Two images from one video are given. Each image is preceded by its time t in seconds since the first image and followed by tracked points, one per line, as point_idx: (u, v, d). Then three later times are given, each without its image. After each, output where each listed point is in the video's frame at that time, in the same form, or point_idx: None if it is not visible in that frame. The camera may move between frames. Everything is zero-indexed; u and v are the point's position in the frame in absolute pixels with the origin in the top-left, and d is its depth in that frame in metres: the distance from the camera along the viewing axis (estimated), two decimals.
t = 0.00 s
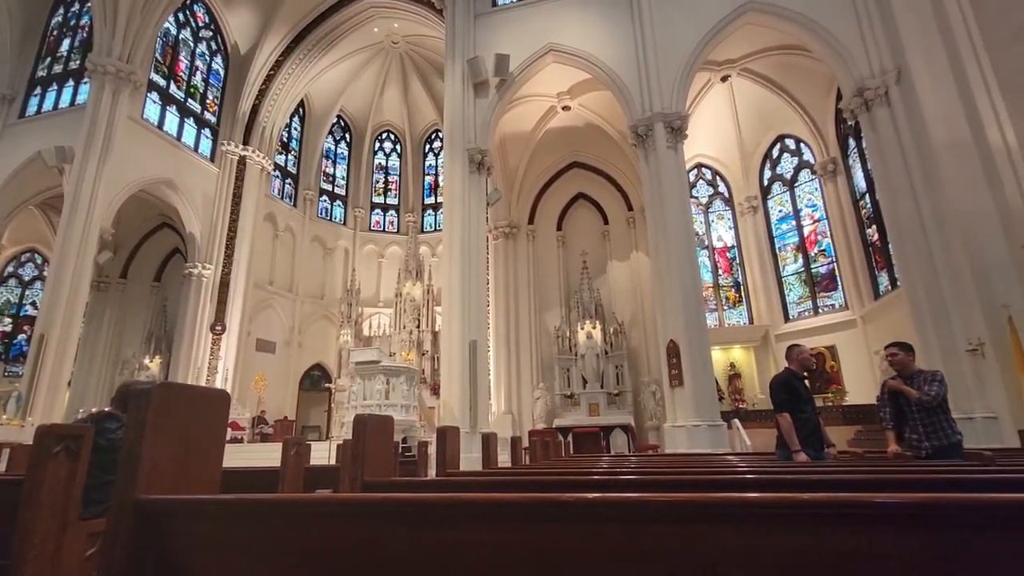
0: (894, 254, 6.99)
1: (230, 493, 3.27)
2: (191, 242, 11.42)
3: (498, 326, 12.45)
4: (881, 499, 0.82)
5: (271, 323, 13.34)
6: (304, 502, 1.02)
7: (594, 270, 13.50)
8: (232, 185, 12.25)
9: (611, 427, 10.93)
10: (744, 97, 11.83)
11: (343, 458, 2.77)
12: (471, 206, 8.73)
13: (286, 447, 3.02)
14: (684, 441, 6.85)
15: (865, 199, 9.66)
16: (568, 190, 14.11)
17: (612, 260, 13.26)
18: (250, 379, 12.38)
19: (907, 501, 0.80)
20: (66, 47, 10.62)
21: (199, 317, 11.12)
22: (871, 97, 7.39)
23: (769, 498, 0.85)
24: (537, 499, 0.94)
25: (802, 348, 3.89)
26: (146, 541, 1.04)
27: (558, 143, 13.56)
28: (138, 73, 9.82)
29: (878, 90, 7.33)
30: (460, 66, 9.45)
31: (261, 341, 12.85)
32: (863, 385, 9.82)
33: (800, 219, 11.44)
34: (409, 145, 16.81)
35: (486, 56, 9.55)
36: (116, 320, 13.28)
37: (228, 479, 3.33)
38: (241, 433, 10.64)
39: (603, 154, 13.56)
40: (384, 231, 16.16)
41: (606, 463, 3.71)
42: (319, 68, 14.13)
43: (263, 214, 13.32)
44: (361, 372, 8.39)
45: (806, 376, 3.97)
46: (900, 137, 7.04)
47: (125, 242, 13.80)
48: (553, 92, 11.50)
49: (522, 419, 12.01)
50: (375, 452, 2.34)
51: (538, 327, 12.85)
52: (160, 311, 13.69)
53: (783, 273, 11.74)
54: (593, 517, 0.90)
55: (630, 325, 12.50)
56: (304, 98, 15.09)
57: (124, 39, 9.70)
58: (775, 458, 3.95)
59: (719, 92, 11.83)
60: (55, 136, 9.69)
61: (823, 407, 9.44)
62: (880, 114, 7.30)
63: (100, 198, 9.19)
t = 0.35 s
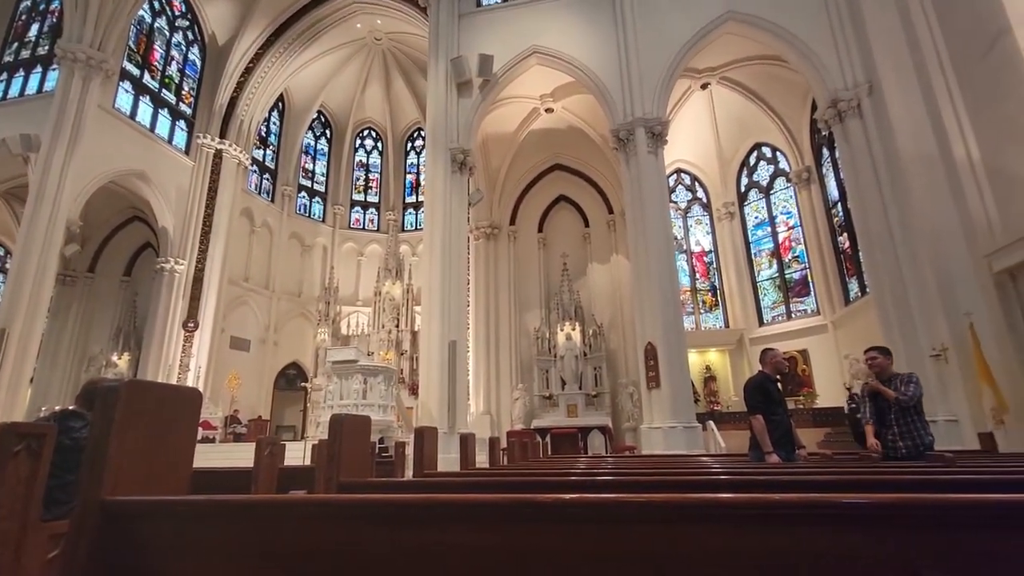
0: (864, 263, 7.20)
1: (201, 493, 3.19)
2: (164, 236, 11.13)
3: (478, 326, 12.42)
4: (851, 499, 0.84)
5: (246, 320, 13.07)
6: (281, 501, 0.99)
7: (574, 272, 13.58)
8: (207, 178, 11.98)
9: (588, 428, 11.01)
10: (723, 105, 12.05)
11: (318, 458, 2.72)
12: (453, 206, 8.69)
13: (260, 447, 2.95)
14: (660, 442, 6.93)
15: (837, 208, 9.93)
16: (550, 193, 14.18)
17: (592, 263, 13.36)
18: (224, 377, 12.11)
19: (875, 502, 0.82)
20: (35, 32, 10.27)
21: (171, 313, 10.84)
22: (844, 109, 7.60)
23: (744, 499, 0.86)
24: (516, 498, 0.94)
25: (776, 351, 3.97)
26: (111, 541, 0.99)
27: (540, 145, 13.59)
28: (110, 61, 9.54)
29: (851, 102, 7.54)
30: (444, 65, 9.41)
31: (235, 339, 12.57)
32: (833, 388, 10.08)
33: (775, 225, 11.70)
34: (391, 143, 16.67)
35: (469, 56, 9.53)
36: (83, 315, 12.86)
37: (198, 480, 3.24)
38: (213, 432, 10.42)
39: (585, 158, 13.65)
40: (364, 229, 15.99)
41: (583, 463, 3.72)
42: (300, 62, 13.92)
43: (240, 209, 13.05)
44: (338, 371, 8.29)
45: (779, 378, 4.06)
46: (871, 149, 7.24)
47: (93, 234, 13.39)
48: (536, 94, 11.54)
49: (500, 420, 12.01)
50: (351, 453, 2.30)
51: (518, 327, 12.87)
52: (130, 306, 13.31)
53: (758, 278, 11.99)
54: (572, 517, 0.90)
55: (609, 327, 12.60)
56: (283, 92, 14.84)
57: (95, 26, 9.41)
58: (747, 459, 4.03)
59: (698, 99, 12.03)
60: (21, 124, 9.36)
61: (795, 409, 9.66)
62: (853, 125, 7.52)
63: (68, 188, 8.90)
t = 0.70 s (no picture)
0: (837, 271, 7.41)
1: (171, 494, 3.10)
2: (137, 230, 10.84)
3: (460, 327, 12.38)
4: (822, 500, 0.85)
5: (221, 317, 12.79)
6: (254, 502, 0.96)
7: (556, 274, 13.63)
8: (184, 172, 11.73)
9: (568, 429, 11.05)
10: (704, 112, 12.23)
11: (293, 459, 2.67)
12: (435, 206, 8.65)
13: (232, 448, 2.87)
14: (638, 443, 7.00)
15: (812, 216, 10.15)
16: (533, 195, 14.23)
17: (574, 265, 13.43)
18: (198, 376, 11.83)
19: (846, 503, 0.84)
20: (4, 16, 9.92)
21: (143, 309, 10.55)
22: (820, 119, 7.79)
23: (720, 500, 0.87)
24: (494, 499, 0.93)
25: (752, 355, 4.04)
26: (77, 544, 0.93)
27: (524, 148, 13.61)
28: (83, 49, 9.26)
29: (827, 113, 7.74)
30: (428, 64, 9.37)
31: (210, 336, 12.30)
32: (806, 392, 10.31)
33: (752, 232, 11.92)
34: (374, 141, 16.53)
35: (454, 56, 9.51)
36: (49, 310, 12.43)
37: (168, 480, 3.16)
38: (186, 432, 10.16)
39: (569, 161, 13.72)
40: (345, 227, 15.82)
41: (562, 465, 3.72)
42: (281, 56, 13.71)
43: (217, 204, 12.77)
44: (316, 370, 8.17)
45: (754, 382, 4.12)
46: (846, 159, 7.44)
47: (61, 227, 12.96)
48: (521, 96, 11.57)
49: (480, 421, 11.97)
50: (328, 453, 2.25)
51: (499, 329, 12.86)
52: (99, 301, 12.93)
53: (736, 283, 12.20)
54: (551, 518, 0.90)
55: (590, 330, 12.67)
56: (264, 86, 14.59)
57: (68, 12, 9.12)
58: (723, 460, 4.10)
59: (680, 106, 12.20)
60: None
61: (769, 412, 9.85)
62: (828, 136, 7.72)
63: (36, 179, 8.60)
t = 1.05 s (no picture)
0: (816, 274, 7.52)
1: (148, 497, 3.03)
2: (115, 227, 10.60)
3: (445, 328, 12.33)
4: (793, 502, 0.86)
5: (201, 317, 12.55)
6: (229, 506, 0.93)
7: (542, 276, 13.67)
8: (164, 168, 11.53)
9: (552, 431, 11.06)
10: (688, 118, 12.38)
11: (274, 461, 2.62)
12: (421, 206, 8.62)
13: (212, 450, 2.82)
14: (621, 445, 7.04)
15: (793, 222, 10.33)
16: (520, 197, 14.26)
17: (560, 268, 13.48)
18: (176, 377, 11.57)
19: (818, 505, 0.85)
20: None
21: (121, 308, 10.31)
22: (802, 127, 7.95)
23: (696, 503, 0.87)
24: (474, 502, 0.92)
25: (733, 359, 4.09)
26: (45, 550, 0.86)
27: (510, 150, 13.63)
28: (61, 41, 9.02)
29: (808, 121, 7.89)
30: (416, 65, 9.35)
31: (190, 336, 12.06)
32: (785, 395, 10.48)
33: (735, 237, 12.09)
34: (360, 141, 16.43)
35: (442, 57, 9.49)
36: (21, 308, 12.08)
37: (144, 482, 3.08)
38: (163, 434, 9.96)
39: (556, 165, 13.77)
40: (329, 227, 15.68)
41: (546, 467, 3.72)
42: (266, 53, 13.54)
43: (198, 201, 12.54)
44: (299, 371, 8.06)
45: (736, 386, 4.18)
46: (826, 167, 7.59)
47: (35, 223, 12.63)
48: (508, 98, 11.59)
49: (464, 423, 11.92)
50: (309, 456, 2.21)
51: (484, 331, 12.83)
52: (74, 299, 12.62)
53: (719, 288, 12.36)
54: (529, 520, 0.89)
55: (575, 333, 12.71)
56: (249, 83, 14.40)
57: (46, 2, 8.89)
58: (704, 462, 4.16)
59: (665, 112, 12.33)
60: None
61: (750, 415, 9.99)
62: (809, 144, 7.87)
63: (9, 173, 8.36)
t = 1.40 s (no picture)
0: (805, 278, 7.62)
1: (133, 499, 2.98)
2: (101, 225, 10.46)
3: (436, 329, 12.30)
4: (781, 503, 0.87)
5: (189, 317, 12.40)
6: (217, 508, 0.92)
7: (533, 278, 13.70)
8: (153, 166, 11.41)
9: (542, 432, 11.07)
10: (679, 122, 12.46)
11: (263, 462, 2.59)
12: (413, 207, 8.60)
13: (199, 451, 2.78)
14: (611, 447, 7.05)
15: (782, 226, 10.43)
16: (512, 199, 14.29)
17: (551, 270, 13.51)
18: (162, 378, 11.42)
19: (803, 507, 0.85)
20: None
21: (106, 308, 10.17)
22: (791, 132, 8.04)
23: (686, 505, 0.87)
24: (463, 505, 0.92)
25: (723, 361, 4.12)
26: (24, 554, 0.84)
27: (503, 152, 13.65)
28: (49, 36, 8.89)
29: (797, 126, 7.99)
30: (408, 66, 9.32)
31: (177, 337, 11.91)
32: (773, 397, 10.58)
33: (725, 240, 12.19)
34: (351, 141, 16.37)
35: (435, 58, 9.48)
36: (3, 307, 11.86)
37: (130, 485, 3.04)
38: (150, 435, 9.83)
39: (548, 167, 13.81)
40: (320, 227, 15.60)
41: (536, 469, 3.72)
42: (257, 52, 13.45)
43: (187, 199, 12.40)
44: (288, 372, 7.99)
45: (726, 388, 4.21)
46: (814, 172, 7.69)
47: (17, 221, 12.41)
48: (501, 100, 11.59)
49: (455, 425, 11.88)
50: (298, 457, 2.18)
51: (475, 332, 12.81)
52: (59, 299, 12.42)
53: (709, 290, 12.46)
54: (519, 523, 0.89)
55: (566, 334, 12.73)
56: (239, 82, 14.30)
57: None
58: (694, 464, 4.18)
59: (656, 116, 12.41)
60: None
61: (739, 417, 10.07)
62: (798, 149, 7.97)
63: None
